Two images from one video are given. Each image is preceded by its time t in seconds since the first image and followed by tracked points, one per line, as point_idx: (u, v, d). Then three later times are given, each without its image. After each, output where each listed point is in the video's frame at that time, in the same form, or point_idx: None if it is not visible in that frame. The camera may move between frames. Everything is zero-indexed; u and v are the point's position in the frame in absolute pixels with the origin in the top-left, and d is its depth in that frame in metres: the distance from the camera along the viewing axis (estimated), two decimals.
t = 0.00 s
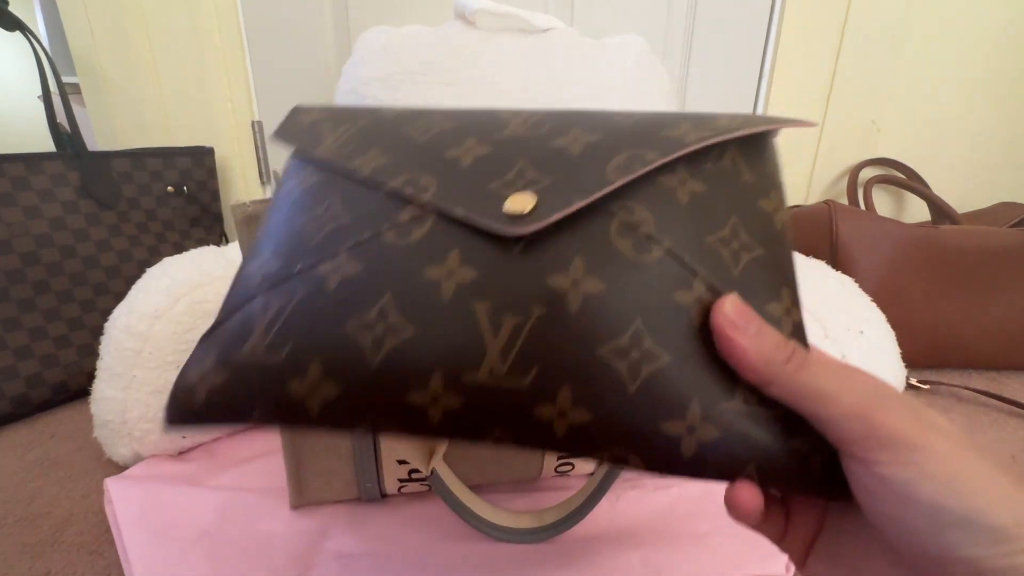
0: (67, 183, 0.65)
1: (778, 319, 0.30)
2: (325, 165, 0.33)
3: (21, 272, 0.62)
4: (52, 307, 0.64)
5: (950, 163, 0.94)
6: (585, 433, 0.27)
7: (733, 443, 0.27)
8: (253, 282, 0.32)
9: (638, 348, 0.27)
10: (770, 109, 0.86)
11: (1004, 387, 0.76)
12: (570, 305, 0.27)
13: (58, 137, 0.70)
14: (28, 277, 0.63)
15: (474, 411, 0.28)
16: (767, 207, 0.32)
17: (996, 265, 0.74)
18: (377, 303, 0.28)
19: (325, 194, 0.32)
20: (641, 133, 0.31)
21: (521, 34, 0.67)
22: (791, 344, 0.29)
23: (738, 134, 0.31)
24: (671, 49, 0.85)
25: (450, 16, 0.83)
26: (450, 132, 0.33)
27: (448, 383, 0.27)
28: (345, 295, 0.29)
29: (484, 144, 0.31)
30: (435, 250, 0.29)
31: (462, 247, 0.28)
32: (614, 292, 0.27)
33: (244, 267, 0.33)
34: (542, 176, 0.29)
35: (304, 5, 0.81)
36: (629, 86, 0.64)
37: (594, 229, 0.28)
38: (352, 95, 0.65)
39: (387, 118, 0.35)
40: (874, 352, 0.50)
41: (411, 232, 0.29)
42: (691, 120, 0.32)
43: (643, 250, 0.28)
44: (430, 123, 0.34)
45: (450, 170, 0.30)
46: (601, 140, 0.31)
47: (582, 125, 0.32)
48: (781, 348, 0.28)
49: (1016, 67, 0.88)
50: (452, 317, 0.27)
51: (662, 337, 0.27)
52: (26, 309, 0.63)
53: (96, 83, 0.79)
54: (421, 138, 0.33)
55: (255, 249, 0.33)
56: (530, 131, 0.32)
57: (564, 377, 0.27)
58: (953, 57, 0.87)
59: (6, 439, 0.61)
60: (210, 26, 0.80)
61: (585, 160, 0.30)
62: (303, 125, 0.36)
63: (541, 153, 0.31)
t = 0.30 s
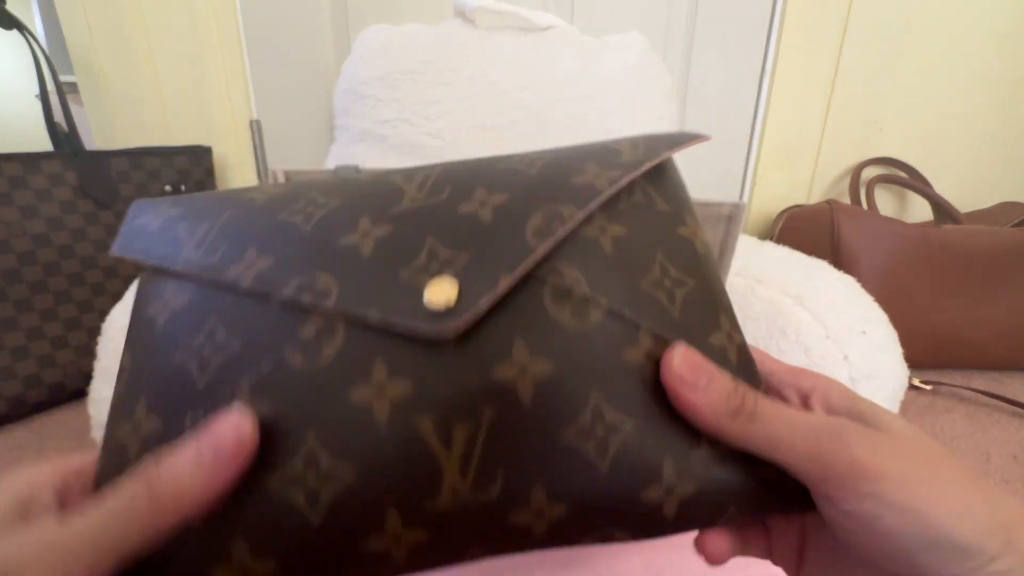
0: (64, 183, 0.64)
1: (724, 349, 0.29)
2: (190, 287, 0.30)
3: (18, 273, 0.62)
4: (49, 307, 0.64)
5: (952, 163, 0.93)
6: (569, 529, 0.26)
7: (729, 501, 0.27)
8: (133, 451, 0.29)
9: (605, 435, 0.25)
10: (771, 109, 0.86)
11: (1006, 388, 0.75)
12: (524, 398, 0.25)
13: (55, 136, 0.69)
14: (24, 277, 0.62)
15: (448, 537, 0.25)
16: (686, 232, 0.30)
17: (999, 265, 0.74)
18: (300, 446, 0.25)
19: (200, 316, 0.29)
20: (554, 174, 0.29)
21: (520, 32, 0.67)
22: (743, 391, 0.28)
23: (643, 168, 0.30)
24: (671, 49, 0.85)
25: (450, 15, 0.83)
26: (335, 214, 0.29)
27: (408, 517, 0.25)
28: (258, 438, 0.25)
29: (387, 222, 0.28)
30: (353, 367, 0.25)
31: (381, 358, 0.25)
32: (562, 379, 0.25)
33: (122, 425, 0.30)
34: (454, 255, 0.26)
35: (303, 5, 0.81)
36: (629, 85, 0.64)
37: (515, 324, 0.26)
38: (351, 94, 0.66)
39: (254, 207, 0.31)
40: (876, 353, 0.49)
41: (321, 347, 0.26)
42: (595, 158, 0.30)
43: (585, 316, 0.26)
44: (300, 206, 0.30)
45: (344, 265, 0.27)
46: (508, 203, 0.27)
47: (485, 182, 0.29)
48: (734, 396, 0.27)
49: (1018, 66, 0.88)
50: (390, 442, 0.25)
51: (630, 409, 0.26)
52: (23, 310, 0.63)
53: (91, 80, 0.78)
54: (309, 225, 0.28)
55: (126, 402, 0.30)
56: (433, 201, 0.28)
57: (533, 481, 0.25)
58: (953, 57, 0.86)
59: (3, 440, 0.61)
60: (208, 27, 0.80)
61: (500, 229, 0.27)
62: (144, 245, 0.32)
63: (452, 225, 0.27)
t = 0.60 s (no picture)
0: (62, 182, 0.64)
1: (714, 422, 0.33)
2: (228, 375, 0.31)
3: (17, 273, 0.62)
4: (49, 307, 0.64)
5: (952, 163, 0.93)
6: None
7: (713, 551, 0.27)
8: (152, 518, 0.28)
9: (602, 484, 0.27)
10: (771, 109, 0.86)
11: (1006, 388, 0.75)
12: (526, 454, 0.27)
13: (55, 136, 0.69)
14: (23, 277, 0.62)
15: None
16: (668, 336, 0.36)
17: (998, 265, 0.74)
18: (321, 499, 0.26)
19: (241, 400, 0.30)
20: (545, 293, 0.35)
21: (520, 32, 0.67)
22: (685, 414, 0.30)
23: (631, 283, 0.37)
24: (670, 50, 0.86)
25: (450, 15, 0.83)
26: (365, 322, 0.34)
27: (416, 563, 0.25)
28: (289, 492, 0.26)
29: (410, 323, 0.33)
30: (376, 430, 0.28)
31: (398, 416, 0.28)
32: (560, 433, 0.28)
33: (135, 508, 0.29)
34: (468, 342, 0.31)
35: (303, 5, 0.80)
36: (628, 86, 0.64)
37: (526, 396, 0.29)
38: (351, 94, 0.65)
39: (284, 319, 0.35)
40: (876, 353, 0.49)
41: (347, 418, 0.28)
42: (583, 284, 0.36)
43: (576, 385, 0.30)
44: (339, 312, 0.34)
45: (376, 352, 0.31)
46: (511, 311, 0.34)
47: (491, 297, 0.36)
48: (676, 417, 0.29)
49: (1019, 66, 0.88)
50: (405, 492, 0.26)
51: (617, 460, 0.28)
52: (22, 310, 0.63)
53: (93, 82, 0.79)
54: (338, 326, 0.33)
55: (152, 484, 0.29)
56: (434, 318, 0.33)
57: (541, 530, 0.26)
58: (953, 57, 0.86)
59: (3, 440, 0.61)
60: (209, 27, 0.80)
61: (503, 325, 0.33)
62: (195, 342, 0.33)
63: (461, 325, 0.33)
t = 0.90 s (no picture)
0: (63, 183, 0.64)
1: (738, 380, 0.34)
2: (218, 267, 0.31)
3: (18, 272, 0.62)
4: (49, 307, 0.64)
5: (952, 163, 0.93)
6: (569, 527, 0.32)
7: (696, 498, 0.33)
8: (161, 443, 0.31)
9: (608, 455, 0.31)
10: (771, 109, 0.86)
11: (1005, 388, 0.75)
12: (541, 427, 0.31)
13: (55, 137, 0.69)
14: (24, 277, 0.63)
15: (466, 536, 0.31)
16: (720, 257, 0.35)
17: (998, 265, 0.74)
18: (330, 459, 0.30)
19: (226, 307, 0.31)
20: (585, 197, 0.33)
21: (520, 32, 0.67)
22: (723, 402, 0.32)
23: (689, 192, 0.34)
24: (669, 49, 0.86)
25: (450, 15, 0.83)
26: (362, 210, 0.32)
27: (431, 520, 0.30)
28: (300, 449, 0.30)
29: (415, 227, 0.32)
30: (387, 388, 0.30)
31: (413, 377, 0.30)
32: (577, 413, 0.31)
33: (141, 420, 0.32)
34: (486, 276, 0.31)
35: (304, 6, 0.81)
36: (628, 85, 0.64)
37: (547, 365, 0.31)
38: (351, 94, 0.65)
39: (265, 184, 0.33)
40: (874, 353, 0.49)
41: (347, 362, 0.30)
42: (640, 175, 0.35)
43: (605, 349, 0.32)
44: (322, 192, 0.33)
45: (376, 265, 0.31)
46: (544, 220, 0.32)
47: (519, 195, 0.33)
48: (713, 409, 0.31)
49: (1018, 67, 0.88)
50: (428, 453, 0.30)
51: (629, 436, 0.32)
52: (23, 310, 0.63)
53: (94, 82, 0.79)
54: (333, 217, 0.32)
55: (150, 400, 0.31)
56: (460, 207, 0.32)
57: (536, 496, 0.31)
58: (952, 57, 0.86)
59: (5, 439, 0.61)
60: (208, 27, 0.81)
61: (524, 253, 0.32)
62: (173, 205, 0.33)
63: (475, 242, 0.32)
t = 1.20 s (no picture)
0: (66, 183, 0.65)
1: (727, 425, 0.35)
2: (281, 306, 0.34)
3: (21, 272, 0.62)
4: (52, 306, 0.64)
5: (949, 163, 0.94)
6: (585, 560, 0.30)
7: (707, 533, 0.31)
8: (209, 454, 0.31)
9: (620, 476, 0.31)
10: (770, 109, 0.87)
11: (1002, 387, 0.76)
12: (561, 447, 0.30)
13: (58, 137, 0.69)
14: (27, 277, 0.63)
15: (483, 564, 0.29)
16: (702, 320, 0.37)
17: (994, 264, 0.74)
18: (369, 468, 0.30)
19: (287, 336, 0.33)
20: (592, 264, 0.36)
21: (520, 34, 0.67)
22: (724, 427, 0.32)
23: (675, 267, 0.36)
24: (669, 50, 0.86)
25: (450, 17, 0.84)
26: (412, 268, 0.35)
27: (458, 537, 0.29)
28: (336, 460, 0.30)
29: (456, 280, 0.34)
30: (424, 406, 0.31)
31: (450, 396, 0.31)
32: (596, 431, 0.31)
33: (190, 436, 0.32)
34: (517, 318, 0.33)
35: (305, 7, 0.81)
36: (627, 86, 0.65)
37: (564, 389, 0.31)
38: (352, 95, 0.65)
39: (332, 249, 0.36)
40: (873, 353, 0.50)
41: (393, 383, 0.31)
42: (634, 252, 0.37)
43: (613, 382, 0.32)
44: (380, 253, 0.36)
45: (422, 310, 0.33)
46: (561, 280, 0.34)
47: (540, 260, 0.35)
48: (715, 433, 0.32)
49: (1015, 68, 0.89)
50: (448, 470, 0.30)
51: (642, 462, 0.31)
52: (26, 310, 0.63)
53: (95, 83, 0.80)
54: (388, 271, 0.34)
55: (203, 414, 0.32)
56: (493, 266, 0.35)
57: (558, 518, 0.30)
58: (950, 58, 0.87)
59: (6, 439, 0.61)
60: (208, 26, 0.80)
61: (553, 300, 0.33)
62: (244, 255, 0.36)
63: (508, 293, 0.34)
